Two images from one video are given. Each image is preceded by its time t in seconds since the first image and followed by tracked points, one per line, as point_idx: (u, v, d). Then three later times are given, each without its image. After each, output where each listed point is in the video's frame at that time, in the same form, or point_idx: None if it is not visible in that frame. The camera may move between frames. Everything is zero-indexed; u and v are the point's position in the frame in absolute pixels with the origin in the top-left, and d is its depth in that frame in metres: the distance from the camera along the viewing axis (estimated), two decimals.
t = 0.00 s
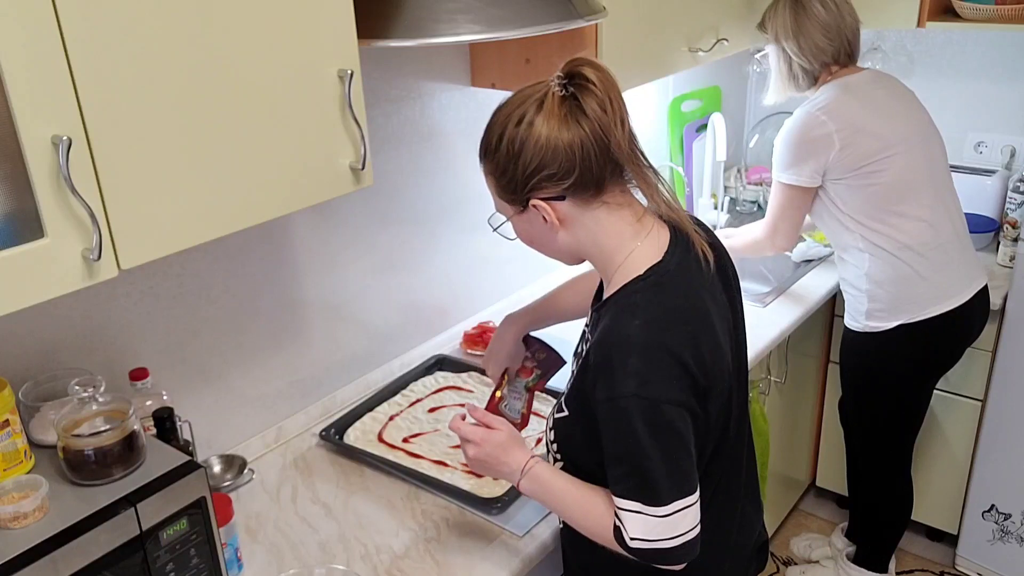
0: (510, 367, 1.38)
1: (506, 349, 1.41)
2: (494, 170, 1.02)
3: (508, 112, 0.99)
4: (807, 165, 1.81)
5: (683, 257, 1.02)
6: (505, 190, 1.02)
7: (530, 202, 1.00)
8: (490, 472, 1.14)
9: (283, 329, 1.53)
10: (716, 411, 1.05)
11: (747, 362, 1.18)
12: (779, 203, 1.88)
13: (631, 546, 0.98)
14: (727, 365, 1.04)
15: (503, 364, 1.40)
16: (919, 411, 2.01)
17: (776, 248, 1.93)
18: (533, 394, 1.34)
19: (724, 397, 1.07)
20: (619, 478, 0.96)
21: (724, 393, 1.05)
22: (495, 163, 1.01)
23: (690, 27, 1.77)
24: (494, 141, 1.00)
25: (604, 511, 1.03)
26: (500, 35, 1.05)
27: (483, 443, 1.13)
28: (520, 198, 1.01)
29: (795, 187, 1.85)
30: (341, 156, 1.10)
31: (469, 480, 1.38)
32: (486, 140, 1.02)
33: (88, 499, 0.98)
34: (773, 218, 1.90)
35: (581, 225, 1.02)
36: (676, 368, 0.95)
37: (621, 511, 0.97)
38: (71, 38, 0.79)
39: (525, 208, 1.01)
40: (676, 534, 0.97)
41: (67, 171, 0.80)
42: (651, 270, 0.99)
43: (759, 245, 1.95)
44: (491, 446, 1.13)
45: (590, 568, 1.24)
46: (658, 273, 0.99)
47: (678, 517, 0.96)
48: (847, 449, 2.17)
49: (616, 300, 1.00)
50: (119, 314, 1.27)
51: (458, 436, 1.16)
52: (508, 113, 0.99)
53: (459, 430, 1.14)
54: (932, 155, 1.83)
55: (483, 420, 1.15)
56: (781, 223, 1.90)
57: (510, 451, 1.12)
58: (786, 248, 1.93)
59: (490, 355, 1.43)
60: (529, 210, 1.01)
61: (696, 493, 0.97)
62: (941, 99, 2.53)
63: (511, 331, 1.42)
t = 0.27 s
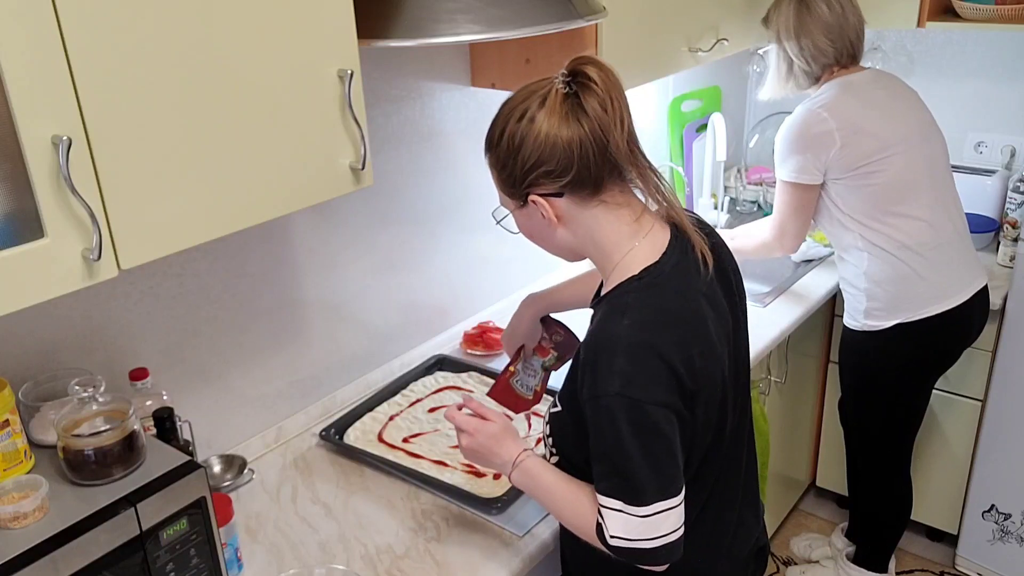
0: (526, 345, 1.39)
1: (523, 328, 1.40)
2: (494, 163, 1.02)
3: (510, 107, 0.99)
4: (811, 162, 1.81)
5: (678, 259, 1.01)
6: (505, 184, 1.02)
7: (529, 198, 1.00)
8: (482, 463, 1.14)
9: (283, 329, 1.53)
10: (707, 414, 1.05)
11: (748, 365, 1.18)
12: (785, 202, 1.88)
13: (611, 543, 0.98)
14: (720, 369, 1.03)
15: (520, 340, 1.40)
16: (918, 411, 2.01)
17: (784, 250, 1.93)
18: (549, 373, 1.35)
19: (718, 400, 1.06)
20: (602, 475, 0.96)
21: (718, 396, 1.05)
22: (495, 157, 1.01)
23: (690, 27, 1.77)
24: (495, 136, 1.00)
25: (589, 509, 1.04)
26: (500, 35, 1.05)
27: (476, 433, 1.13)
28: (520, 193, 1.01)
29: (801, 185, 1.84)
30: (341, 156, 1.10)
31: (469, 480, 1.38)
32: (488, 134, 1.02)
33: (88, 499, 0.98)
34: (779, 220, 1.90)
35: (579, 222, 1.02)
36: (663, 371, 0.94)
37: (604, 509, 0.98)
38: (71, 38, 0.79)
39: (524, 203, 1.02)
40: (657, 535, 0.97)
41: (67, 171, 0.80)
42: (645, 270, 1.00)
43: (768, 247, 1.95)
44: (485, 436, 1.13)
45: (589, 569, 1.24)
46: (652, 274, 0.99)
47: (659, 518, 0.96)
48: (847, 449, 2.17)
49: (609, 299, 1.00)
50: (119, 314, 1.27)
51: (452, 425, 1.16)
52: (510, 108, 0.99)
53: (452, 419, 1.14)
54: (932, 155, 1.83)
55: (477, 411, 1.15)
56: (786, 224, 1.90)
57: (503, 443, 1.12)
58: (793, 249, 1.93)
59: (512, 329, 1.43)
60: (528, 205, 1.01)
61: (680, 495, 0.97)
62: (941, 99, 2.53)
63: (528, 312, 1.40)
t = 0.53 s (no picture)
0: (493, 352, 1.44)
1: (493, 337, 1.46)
2: (495, 160, 1.02)
3: (510, 105, 0.99)
4: (823, 159, 1.80)
5: (676, 259, 1.01)
6: (505, 181, 1.02)
7: (528, 195, 1.00)
8: (481, 455, 1.15)
9: (283, 330, 1.53)
10: (703, 415, 1.05)
11: (747, 365, 1.17)
12: (794, 200, 1.87)
13: (603, 541, 0.99)
14: (716, 371, 1.03)
15: (488, 348, 1.46)
16: (918, 411, 2.01)
17: (792, 248, 1.93)
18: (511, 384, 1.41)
19: (714, 401, 1.06)
20: (596, 473, 0.96)
21: (714, 397, 1.04)
22: (495, 155, 1.02)
23: (690, 27, 1.77)
24: (495, 134, 1.01)
25: (581, 505, 1.04)
26: (500, 35, 1.05)
27: (475, 427, 1.14)
28: (519, 190, 1.01)
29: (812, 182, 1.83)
30: (341, 156, 1.10)
31: (469, 480, 1.38)
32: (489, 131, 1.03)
33: (88, 499, 0.98)
34: (788, 218, 1.90)
35: (578, 220, 1.02)
36: (657, 371, 0.94)
37: (596, 506, 0.98)
38: (71, 38, 0.79)
39: (524, 200, 1.02)
40: (648, 534, 0.97)
41: (67, 171, 0.80)
42: (642, 270, 1.00)
43: (776, 245, 1.95)
44: (482, 430, 1.13)
45: (588, 569, 1.24)
46: (649, 274, 0.99)
47: (651, 518, 0.96)
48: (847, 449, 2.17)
49: (606, 298, 1.00)
50: (119, 314, 1.27)
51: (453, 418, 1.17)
52: (510, 106, 0.99)
53: (452, 412, 1.16)
54: (933, 155, 1.83)
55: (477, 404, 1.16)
56: (796, 222, 1.89)
57: (501, 436, 1.12)
58: (802, 248, 1.93)
59: (480, 337, 1.50)
60: (527, 202, 1.02)
61: (672, 495, 0.96)
62: (941, 99, 2.53)
63: (500, 317, 1.47)
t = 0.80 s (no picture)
0: (456, 352, 1.42)
1: (455, 337, 1.42)
2: (489, 162, 1.02)
3: (504, 106, 0.99)
4: (818, 164, 1.80)
5: (674, 256, 1.02)
6: (500, 183, 1.02)
7: (524, 197, 1.00)
8: (481, 466, 1.15)
9: (283, 330, 1.53)
10: (705, 412, 1.05)
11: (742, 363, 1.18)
12: (791, 200, 1.88)
13: (616, 543, 0.98)
14: (716, 367, 1.03)
15: (450, 349, 1.42)
16: (918, 411, 2.01)
17: (787, 245, 1.94)
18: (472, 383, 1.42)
19: (714, 397, 1.06)
20: (604, 474, 0.96)
21: (714, 393, 1.05)
22: (490, 156, 1.01)
23: (690, 27, 1.77)
24: (489, 136, 1.01)
25: (588, 509, 1.04)
26: (500, 35, 1.05)
27: (473, 438, 1.14)
28: (514, 192, 1.01)
29: (806, 187, 1.84)
30: (341, 156, 1.10)
31: (469, 480, 1.38)
32: (483, 133, 1.03)
33: (88, 499, 0.98)
34: (784, 217, 1.90)
35: (574, 221, 1.02)
36: (662, 369, 0.95)
37: (607, 508, 0.98)
38: (71, 38, 0.79)
39: (519, 202, 1.02)
40: (660, 533, 0.97)
41: (67, 171, 0.80)
42: (641, 268, 1.00)
43: (769, 242, 1.96)
44: (481, 440, 1.13)
45: (589, 568, 1.24)
46: (648, 272, 0.99)
47: (662, 516, 0.96)
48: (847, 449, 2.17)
49: (607, 297, 1.00)
50: (119, 314, 1.27)
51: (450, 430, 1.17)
52: (505, 108, 0.99)
53: (450, 424, 1.15)
54: (932, 154, 1.83)
55: (474, 414, 1.15)
56: (790, 222, 1.90)
57: (501, 445, 1.12)
58: (796, 245, 1.94)
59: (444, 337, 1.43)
60: (523, 204, 1.01)
61: (681, 493, 0.97)
62: (940, 99, 2.53)
63: (467, 318, 1.43)
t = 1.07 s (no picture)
0: (461, 349, 1.45)
1: (460, 334, 1.46)
2: (482, 165, 1.02)
3: (497, 108, 0.99)
4: (814, 166, 1.81)
5: (670, 255, 1.02)
6: (493, 185, 1.02)
7: (518, 199, 1.00)
8: (478, 468, 1.15)
9: (283, 330, 1.53)
10: (702, 411, 1.05)
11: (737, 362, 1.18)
12: (785, 194, 1.88)
13: (614, 543, 0.98)
14: (713, 364, 1.04)
15: (455, 346, 1.45)
16: (917, 411, 2.01)
17: (777, 240, 1.94)
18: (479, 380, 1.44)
19: (711, 396, 1.06)
20: (603, 474, 0.96)
21: (711, 391, 1.05)
22: (483, 159, 1.01)
23: (690, 27, 1.77)
24: (483, 138, 1.00)
25: (586, 510, 1.04)
26: (500, 35, 1.05)
27: (470, 439, 1.14)
28: (509, 195, 1.01)
29: (800, 186, 1.84)
30: (341, 156, 1.10)
31: (469, 480, 1.38)
32: (476, 136, 1.02)
33: (89, 499, 0.98)
34: (777, 210, 1.90)
35: (568, 222, 1.02)
36: (660, 367, 0.95)
37: (604, 509, 0.98)
38: (71, 38, 0.79)
39: (513, 204, 1.02)
40: (658, 532, 0.97)
41: (67, 171, 0.80)
42: (637, 268, 1.00)
43: (761, 236, 1.95)
44: (479, 441, 1.13)
45: (588, 569, 1.24)
46: (644, 271, 0.99)
47: (660, 515, 0.96)
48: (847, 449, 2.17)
49: (602, 297, 1.00)
50: (119, 314, 1.27)
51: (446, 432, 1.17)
52: (497, 110, 0.99)
53: (446, 426, 1.15)
54: (931, 154, 1.83)
55: (470, 415, 1.15)
56: (783, 218, 1.90)
57: (498, 447, 1.12)
58: (787, 239, 1.94)
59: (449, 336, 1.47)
60: (517, 206, 1.01)
61: (679, 491, 0.97)
62: (940, 99, 2.53)
63: (471, 315, 1.46)
